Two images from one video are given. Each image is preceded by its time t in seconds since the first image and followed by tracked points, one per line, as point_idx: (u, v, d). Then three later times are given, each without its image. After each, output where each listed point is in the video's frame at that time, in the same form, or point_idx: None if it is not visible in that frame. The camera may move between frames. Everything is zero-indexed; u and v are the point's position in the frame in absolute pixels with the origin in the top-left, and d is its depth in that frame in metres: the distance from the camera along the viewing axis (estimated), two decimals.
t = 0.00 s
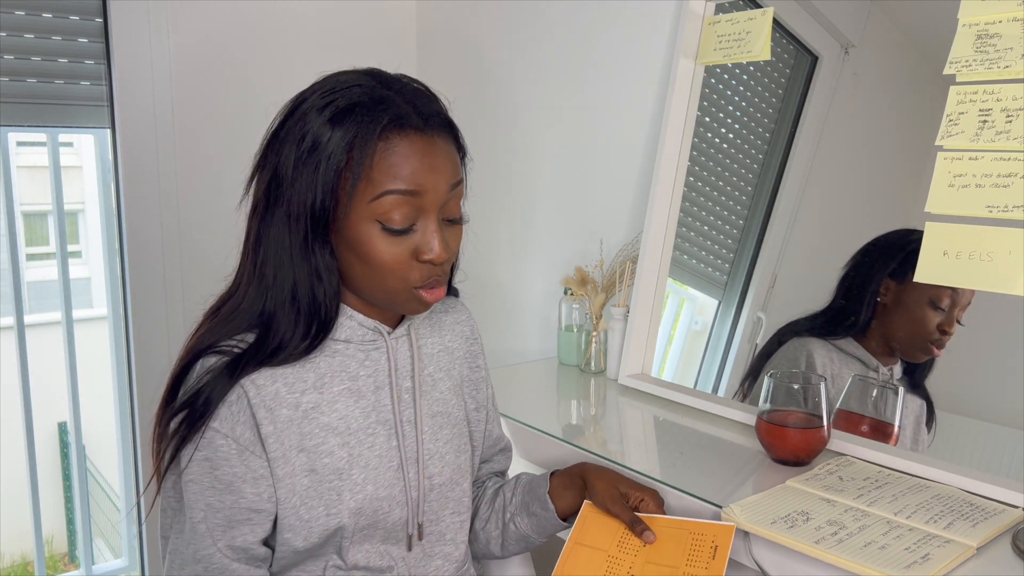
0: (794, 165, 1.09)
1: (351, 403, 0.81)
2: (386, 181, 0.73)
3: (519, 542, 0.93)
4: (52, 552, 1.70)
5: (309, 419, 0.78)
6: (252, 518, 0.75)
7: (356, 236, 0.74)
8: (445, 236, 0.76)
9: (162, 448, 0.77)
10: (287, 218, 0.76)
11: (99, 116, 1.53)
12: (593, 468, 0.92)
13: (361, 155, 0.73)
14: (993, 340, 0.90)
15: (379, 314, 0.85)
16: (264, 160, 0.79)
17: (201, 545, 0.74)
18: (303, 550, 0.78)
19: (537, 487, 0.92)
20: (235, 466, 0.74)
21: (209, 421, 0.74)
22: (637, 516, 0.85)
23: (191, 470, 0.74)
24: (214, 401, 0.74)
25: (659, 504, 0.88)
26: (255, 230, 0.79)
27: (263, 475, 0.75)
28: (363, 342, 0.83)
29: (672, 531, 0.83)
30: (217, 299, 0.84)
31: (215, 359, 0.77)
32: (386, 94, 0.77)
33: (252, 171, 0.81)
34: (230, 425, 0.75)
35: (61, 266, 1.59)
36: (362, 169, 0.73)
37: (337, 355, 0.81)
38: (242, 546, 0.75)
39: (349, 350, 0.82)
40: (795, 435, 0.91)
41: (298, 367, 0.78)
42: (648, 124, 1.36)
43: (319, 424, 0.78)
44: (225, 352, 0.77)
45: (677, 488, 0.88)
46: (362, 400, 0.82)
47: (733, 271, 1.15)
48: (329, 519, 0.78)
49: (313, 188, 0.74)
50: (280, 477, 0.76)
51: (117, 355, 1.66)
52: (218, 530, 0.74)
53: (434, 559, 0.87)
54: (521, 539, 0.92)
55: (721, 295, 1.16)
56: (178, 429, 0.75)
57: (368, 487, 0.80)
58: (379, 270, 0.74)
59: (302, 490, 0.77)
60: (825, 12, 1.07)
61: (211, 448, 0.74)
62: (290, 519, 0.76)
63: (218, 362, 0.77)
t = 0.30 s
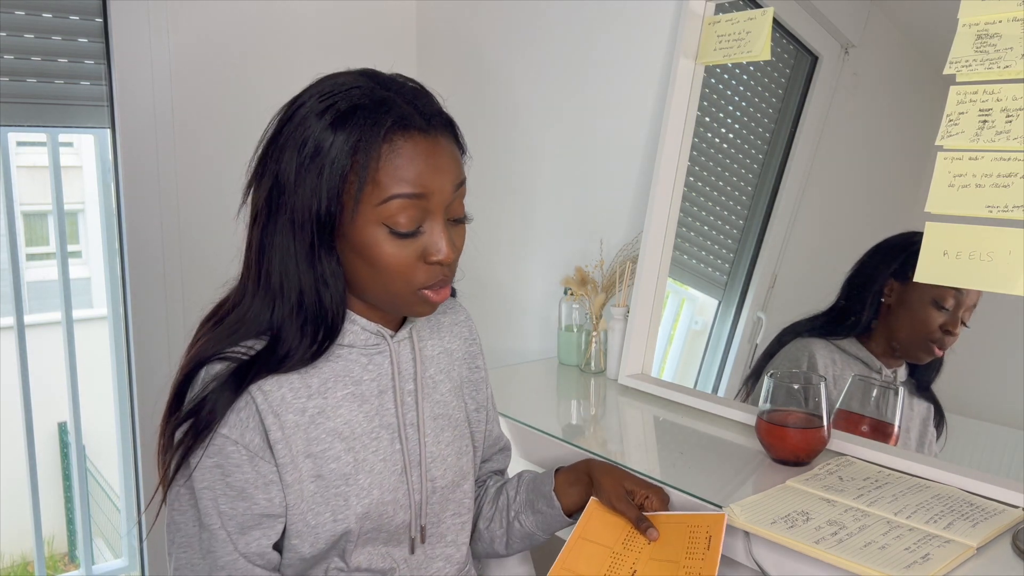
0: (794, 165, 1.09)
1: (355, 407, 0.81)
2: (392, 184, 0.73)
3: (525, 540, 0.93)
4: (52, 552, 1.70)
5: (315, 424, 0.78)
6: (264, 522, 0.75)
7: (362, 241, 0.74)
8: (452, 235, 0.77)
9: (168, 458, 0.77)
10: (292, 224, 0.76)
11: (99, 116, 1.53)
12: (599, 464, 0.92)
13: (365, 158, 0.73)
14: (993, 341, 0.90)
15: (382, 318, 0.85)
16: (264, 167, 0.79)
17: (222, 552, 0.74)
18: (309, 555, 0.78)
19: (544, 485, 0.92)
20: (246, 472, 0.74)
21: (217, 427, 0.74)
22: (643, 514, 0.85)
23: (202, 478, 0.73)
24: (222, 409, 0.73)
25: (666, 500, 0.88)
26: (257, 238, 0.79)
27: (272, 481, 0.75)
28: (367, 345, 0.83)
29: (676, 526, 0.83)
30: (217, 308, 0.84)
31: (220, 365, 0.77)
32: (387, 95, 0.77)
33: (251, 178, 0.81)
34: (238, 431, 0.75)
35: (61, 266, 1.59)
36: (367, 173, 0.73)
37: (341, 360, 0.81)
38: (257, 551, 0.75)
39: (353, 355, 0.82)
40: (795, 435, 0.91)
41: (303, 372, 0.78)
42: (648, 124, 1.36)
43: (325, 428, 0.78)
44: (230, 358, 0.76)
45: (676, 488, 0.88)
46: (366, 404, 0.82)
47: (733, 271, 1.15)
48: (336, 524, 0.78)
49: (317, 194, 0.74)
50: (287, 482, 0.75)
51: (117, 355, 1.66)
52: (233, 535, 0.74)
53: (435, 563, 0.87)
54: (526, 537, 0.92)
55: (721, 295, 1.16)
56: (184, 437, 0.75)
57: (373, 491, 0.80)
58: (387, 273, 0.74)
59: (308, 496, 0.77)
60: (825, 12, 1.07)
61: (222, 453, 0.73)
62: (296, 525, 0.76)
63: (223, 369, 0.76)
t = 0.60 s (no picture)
0: (794, 166, 1.09)
1: (357, 410, 0.81)
2: (380, 197, 0.73)
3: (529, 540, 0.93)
4: (52, 552, 1.70)
5: (319, 427, 0.78)
6: (268, 525, 0.75)
7: (356, 254, 0.74)
8: (445, 243, 0.76)
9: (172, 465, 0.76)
10: (284, 237, 0.76)
11: (99, 116, 1.53)
12: (607, 463, 0.92)
13: (353, 172, 0.73)
14: (994, 343, 0.90)
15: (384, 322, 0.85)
16: (255, 179, 0.79)
17: (228, 556, 0.74)
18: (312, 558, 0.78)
19: (551, 484, 0.92)
20: (250, 476, 0.74)
21: (223, 432, 0.73)
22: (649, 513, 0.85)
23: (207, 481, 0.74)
24: (228, 416, 0.73)
25: (673, 499, 0.87)
26: (252, 249, 0.79)
27: (277, 484, 0.75)
28: (370, 348, 0.83)
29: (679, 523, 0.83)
30: (215, 314, 0.84)
31: (223, 372, 0.76)
32: (372, 102, 0.76)
33: (243, 189, 0.81)
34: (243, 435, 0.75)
35: (61, 266, 1.59)
36: (355, 187, 0.73)
37: (347, 364, 0.81)
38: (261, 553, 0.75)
39: (356, 357, 0.82)
40: (795, 435, 0.91)
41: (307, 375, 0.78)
42: (648, 124, 1.36)
43: (329, 432, 0.78)
44: (235, 365, 0.76)
45: (677, 489, 0.88)
46: (369, 407, 0.82)
47: (733, 271, 1.15)
48: (339, 528, 0.78)
49: (308, 209, 0.74)
50: (291, 485, 0.75)
51: (118, 355, 1.66)
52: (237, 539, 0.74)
53: (436, 565, 0.87)
54: (531, 536, 0.92)
55: (721, 295, 1.16)
56: (189, 443, 0.74)
57: (376, 495, 0.80)
58: (382, 284, 0.75)
59: (312, 499, 0.77)
60: (825, 12, 1.07)
61: (227, 457, 0.73)
62: (300, 528, 0.76)
63: (227, 375, 0.76)
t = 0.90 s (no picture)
0: (794, 165, 1.09)
1: (355, 410, 0.81)
2: (379, 197, 0.72)
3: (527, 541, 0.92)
4: (52, 552, 1.70)
5: (316, 427, 0.78)
6: (267, 526, 0.75)
7: (353, 254, 0.74)
8: (443, 243, 0.76)
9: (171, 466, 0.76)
10: (282, 236, 0.76)
11: (99, 115, 1.53)
12: (601, 469, 0.93)
13: (351, 172, 0.73)
14: (993, 342, 0.90)
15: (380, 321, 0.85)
16: (253, 178, 0.78)
17: (227, 558, 0.74)
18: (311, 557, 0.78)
19: (546, 489, 0.92)
20: (248, 476, 0.73)
21: (220, 433, 0.73)
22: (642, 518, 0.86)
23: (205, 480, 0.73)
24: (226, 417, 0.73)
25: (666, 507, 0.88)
26: (250, 248, 0.79)
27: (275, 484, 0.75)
28: (366, 347, 0.83)
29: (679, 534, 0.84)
30: (212, 315, 0.83)
31: (220, 373, 0.76)
32: (370, 102, 0.76)
33: (240, 188, 0.81)
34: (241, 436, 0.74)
35: (61, 266, 1.59)
36: (354, 186, 0.73)
37: (343, 362, 0.81)
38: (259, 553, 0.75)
39: (353, 356, 0.82)
40: (795, 435, 0.91)
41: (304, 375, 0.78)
42: (648, 124, 1.36)
43: (326, 432, 0.78)
44: (233, 365, 0.76)
45: (677, 489, 0.88)
46: (366, 406, 0.82)
47: (733, 271, 1.15)
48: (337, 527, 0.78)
49: (306, 208, 0.74)
50: (290, 485, 0.75)
51: (118, 355, 1.66)
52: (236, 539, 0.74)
53: (436, 563, 0.87)
54: (526, 538, 0.92)
55: (721, 296, 1.16)
56: (187, 444, 0.74)
57: (373, 494, 0.80)
58: (379, 284, 0.74)
59: (310, 499, 0.77)
60: (826, 12, 1.07)
61: (224, 458, 0.73)
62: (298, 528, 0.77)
63: (224, 376, 0.76)
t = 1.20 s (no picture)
0: (794, 165, 1.09)
1: (349, 404, 0.81)
2: (372, 187, 0.73)
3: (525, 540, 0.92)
4: (52, 552, 1.70)
5: (308, 420, 0.78)
6: (256, 520, 0.75)
7: (346, 243, 0.74)
8: (435, 235, 0.76)
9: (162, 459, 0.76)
10: (277, 226, 0.76)
11: (99, 116, 1.53)
12: (599, 464, 0.92)
13: (345, 161, 0.73)
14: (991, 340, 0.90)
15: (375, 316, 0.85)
16: (249, 169, 0.79)
17: (208, 549, 0.74)
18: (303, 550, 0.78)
19: (544, 488, 0.91)
20: (237, 469, 0.74)
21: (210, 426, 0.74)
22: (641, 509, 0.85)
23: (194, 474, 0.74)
24: (216, 410, 0.73)
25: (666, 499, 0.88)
26: (245, 239, 0.79)
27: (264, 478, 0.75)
28: (360, 342, 0.83)
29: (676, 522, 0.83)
30: (207, 308, 0.84)
31: (214, 365, 0.76)
32: (367, 95, 0.77)
33: (238, 181, 0.81)
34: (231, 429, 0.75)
35: (61, 266, 1.59)
36: (347, 176, 0.73)
37: (336, 355, 0.81)
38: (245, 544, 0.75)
39: (347, 351, 0.82)
40: (795, 435, 0.91)
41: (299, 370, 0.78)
42: (647, 124, 1.36)
43: (319, 424, 0.78)
44: (226, 357, 0.76)
45: (678, 489, 0.88)
46: (361, 401, 0.82)
47: (734, 271, 1.15)
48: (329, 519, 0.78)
49: (300, 197, 0.74)
50: (280, 479, 0.75)
51: (118, 354, 1.66)
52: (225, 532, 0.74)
53: (434, 558, 0.87)
54: (524, 538, 0.92)
55: (721, 295, 1.16)
56: (179, 437, 0.74)
57: (367, 487, 0.80)
58: (371, 274, 0.74)
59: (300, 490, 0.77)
60: (826, 12, 1.07)
61: (213, 450, 0.74)
62: (290, 521, 0.77)
63: (218, 368, 0.76)
